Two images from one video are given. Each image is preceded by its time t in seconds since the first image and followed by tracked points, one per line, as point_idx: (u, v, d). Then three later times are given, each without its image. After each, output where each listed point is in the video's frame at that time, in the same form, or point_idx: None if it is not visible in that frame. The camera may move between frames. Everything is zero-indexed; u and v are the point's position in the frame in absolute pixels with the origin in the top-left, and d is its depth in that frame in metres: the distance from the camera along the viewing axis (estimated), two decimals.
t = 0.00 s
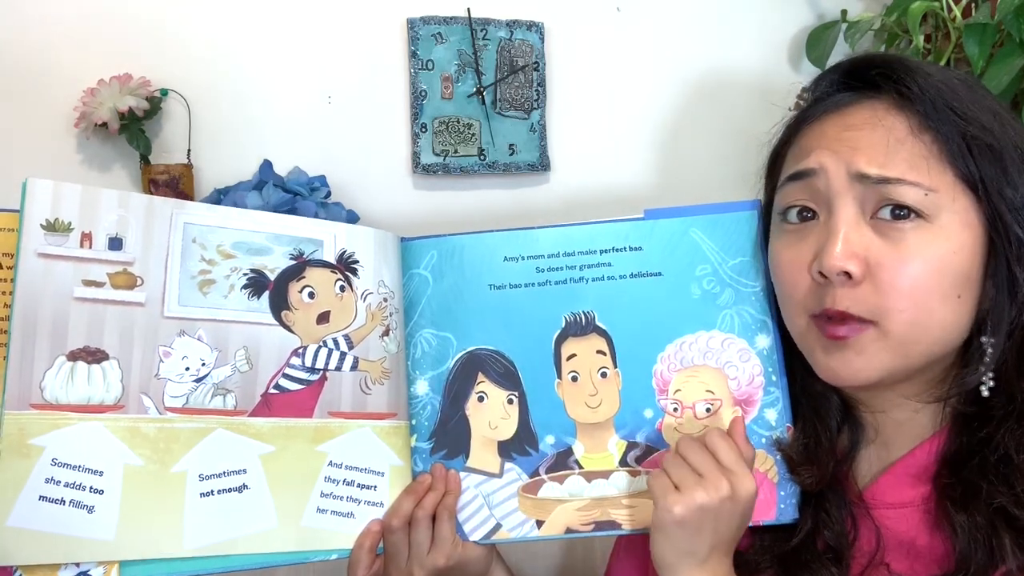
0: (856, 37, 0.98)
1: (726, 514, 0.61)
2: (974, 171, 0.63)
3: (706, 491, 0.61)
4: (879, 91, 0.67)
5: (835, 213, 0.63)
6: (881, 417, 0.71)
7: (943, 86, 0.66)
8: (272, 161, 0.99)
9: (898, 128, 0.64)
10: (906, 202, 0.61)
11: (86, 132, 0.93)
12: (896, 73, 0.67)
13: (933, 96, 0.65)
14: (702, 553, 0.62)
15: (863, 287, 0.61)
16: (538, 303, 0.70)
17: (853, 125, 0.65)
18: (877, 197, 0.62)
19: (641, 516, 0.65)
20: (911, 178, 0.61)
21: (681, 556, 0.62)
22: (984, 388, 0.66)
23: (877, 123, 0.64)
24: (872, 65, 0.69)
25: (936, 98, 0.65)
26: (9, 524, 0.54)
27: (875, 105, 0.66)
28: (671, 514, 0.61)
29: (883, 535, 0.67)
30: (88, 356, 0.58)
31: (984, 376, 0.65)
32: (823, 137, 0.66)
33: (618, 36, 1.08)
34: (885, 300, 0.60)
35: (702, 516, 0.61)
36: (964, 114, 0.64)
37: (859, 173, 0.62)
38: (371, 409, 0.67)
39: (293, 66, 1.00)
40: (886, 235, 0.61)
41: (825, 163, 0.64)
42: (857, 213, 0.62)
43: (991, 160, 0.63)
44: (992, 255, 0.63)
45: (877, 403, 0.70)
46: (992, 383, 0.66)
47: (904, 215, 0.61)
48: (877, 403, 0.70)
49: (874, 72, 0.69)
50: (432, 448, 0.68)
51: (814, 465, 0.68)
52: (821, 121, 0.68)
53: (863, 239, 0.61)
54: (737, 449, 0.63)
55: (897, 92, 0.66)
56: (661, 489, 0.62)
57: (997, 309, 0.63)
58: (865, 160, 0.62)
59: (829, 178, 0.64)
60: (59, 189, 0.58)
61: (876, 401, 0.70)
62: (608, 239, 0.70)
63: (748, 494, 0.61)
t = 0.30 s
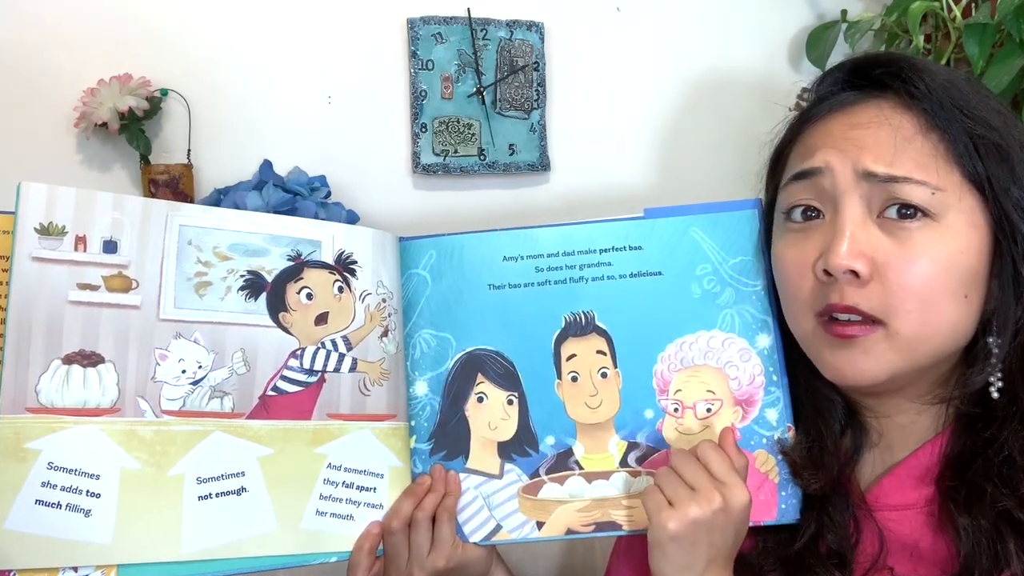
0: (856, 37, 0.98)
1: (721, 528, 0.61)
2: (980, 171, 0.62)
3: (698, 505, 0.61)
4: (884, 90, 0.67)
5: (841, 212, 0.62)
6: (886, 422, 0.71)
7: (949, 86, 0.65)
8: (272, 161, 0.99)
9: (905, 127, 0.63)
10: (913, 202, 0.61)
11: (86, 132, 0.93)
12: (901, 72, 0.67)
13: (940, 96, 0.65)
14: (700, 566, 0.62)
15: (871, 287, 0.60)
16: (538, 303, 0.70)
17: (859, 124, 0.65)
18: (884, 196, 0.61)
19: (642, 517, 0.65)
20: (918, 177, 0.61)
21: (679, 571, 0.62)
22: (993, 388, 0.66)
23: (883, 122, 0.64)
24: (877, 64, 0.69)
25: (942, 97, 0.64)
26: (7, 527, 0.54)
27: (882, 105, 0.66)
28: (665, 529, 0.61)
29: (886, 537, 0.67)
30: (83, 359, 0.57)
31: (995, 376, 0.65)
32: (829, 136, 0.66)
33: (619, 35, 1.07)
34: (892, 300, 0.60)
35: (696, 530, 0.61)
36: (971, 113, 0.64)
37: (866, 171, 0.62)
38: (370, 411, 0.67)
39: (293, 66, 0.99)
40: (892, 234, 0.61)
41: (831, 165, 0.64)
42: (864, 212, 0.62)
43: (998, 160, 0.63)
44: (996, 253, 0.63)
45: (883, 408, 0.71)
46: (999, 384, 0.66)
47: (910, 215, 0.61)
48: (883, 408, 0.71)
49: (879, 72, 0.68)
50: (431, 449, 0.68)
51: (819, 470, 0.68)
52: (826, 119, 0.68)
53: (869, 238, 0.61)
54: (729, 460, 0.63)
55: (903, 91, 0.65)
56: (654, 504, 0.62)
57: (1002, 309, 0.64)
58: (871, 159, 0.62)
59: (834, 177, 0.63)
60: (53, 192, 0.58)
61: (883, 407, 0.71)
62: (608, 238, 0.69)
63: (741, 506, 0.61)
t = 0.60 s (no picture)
0: (856, 37, 0.98)
1: (721, 529, 0.61)
2: (981, 172, 0.62)
3: (698, 506, 0.61)
4: (885, 90, 0.67)
5: (842, 213, 0.62)
6: (887, 422, 0.71)
7: (949, 87, 0.65)
8: (272, 161, 0.99)
9: (905, 128, 0.63)
10: (913, 202, 0.61)
11: (86, 132, 0.93)
12: (902, 72, 0.67)
13: (940, 96, 0.64)
14: (701, 569, 0.62)
15: (871, 288, 0.60)
16: (539, 302, 0.70)
17: (858, 124, 0.65)
18: (884, 197, 0.61)
19: (642, 518, 0.65)
20: (918, 178, 0.60)
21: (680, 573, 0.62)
22: (993, 388, 0.66)
23: (883, 123, 0.64)
24: (878, 64, 0.69)
25: (942, 97, 0.64)
26: (6, 528, 0.54)
27: (882, 104, 0.66)
28: (665, 532, 0.61)
29: (887, 538, 0.67)
30: (85, 358, 0.57)
31: (996, 376, 0.65)
32: (829, 137, 0.66)
33: (619, 36, 1.07)
34: (895, 301, 0.60)
35: (696, 532, 0.61)
36: (971, 113, 0.64)
37: (867, 172, 0.61)
38: (370, 411, 0.66)
39: (293, 66, 0.99)
40: (893, 235, 0.60)
41: (831, 164, 0.63)
42: (864, 213, 0.62)
43: (999, 161, 0.63)
44: (997, 254, 0.63)
45: (884, 408, 0.71)
46: (1000, 384, 0.66)
47: (910, 216, 0.61)
48: (884, 409, 0.71)
49: (879, 72, 0.68)
50: (431, 449, 0.68)
51: (821, 471, 0.68)
52: (826, 119, 0.68)
53: (869, 240, 0.61)
54: (730, 462, 0.63)
55: (903, 91, 0.65)
56: (653, 507, 0.62)
57: (1002, 310, 0.64)
58: (872, 160, 0.62)
59: (834, 177, 0.63)
60: (55, 189, 0.58)
61: (883, 407, 0.71)
62: (609, 238, 0.69)
63: (741, 508, 0.61)
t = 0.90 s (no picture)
0: (856, 37, 0.98)
1: (722, 532, 0.61)
2: (982, 172, 0.62)
3: (699, 509, 0.61)
4: (885, 92, 0.67)
5: (843, 214, 0.62)
6: (887, 423, 0.71)
7: (950, 87, 0.65)
8: (272, 161, 0.98)
9: (906, 129, 0.63)
10: (913, 203, 0.61)
11: (86, 132, 0.92)
12: (902, 73, 0.67)
13: (941, 96, 0.65)
14: (702, 571, 0.62)
15: (872, 289, 0.60)
16: (539, 303, 0.69)
17: (860, 125, 0.65)
18: (885, 198, 0.61)
19: (643, 518, 0.65)
20: (920, 179, 0.60)
21: None
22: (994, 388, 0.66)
23: (884, 123, 0.64)
24: (878, 65, 0.69)
25: (943, 98, 0.64)
26: (6, 529, 0.54)
27: (883, 105, 0.66)
28: (666, 535, 0.61)
29: (887, 538, 0.67)
30: (85, 358, 0.57)
31: (996, 377, 0.65)
32: (830, 138, 0.65)
33: (619, 36, 1.07)
34: (896, 302, 0.60)
35: (697, 535, 0.61)
36: (972, 114, 0.64)
37: (868, 172, 0.61)
38: (371, 411, 0.66)
39: (293, 66, 0.99)
40: (894, 236, 0.61)
41: (832, 165, 0.63)
42: (865, 214, 0.62)
43: (1000, 161, 0.64)
44: (999, 254, 0.63)
45: (884, 409, 0.71)
46: (1000, 384, 0.66)
47: (911, 217, 0.61)
48: (884, 409, 0.71)
49: (879, 73, 0.68)
50: (432, 450, 0.68)
51: (821, 472, 0.68)
52: (826, 120, 0.68)
53: (870, 241, 0.61)
54: (730, 463, 0.63)
55: (904, 93, 0.65)
56: (653, 509, 0.62)
57: (1003, 310, 0.64)
58: (873, 160, 0.62)
59: (836, 178, 0.63)
60: (56, 188, 0.57)
61: (883, 408, 0.71)
62: (610, 238, 0.69)
63: (742, 510, 0.61)
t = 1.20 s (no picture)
0: (856, 37, 0.97)
1: (723, 533, 0.61)
2: (983, 172, 0.62)
3: (701, 510, 0.61)
4: (886, 91, 0.67)
5: (843, 214, 0.62)
6: (887, 423, 0.71)
7: (951, 87, 0.65)
8: (272, 161, 0.99)
9: (907, 128, 0.63)
10: (914, 203, 0.60)
11: (86, 132, 0.93)
12: (903, 73, 0.67)
13: (942, 96, 0.64)
14: (703, 572, 0.62)
15: (873, 289, 0.60)
16: (539, 303, 0.69)
17: (860, 125, 0.64)
18: (886, 198, 0.61)
19: (643, 518, 0.65)
20: (921, 179, 0.60)
21: None
22: (995, 389, 0.65)
23: (886, 123, 0.63)
24: (879, 65, 0.69)
25: (944, 98, 0.64)
26: (5, 531, 0.54)
27: (883, 104, 0.65)
28: (667, 536, 0.61)
29: (887, 538, 0.67)
30: (83, 361, 0.57)
31: (996, 377, 0.65)
32: (831, 138, 0.65)
33: (619, 35, 1.07)
34: (893, 306, 0.59)
35: (698, 536, 0.61)
36: (973, 114, 0.64)
37: (869, 172, 0.61)
38: (370, 412, 0.66)
39: (293, 67, 0.99)
40: (894, 235, 0.60)
41: (833, 165, 0.63)
42: (866, 214, 0.62)
43: (1001, 161, 0.63)
44: (1000, 254, 0.63)
45: (884, 409, 0.70)
46: (1001, 384, 0.66)
47: (912, 217, 0.61)
48: (885, 410, 0.70)
49: (880, 73, 0.68)
50: (431, 450, 0.68)
51: (822, 471, 0.68)
52: (827, 120, 0.68)
53: (872, 241, 0.60)
54: (730, 464, 0.63)
55: (905, 93, 0.65)
56: (654, 511, 0.62)
57: (1004, 311, 0.63)
58: (874, 160, 0.61)
59: (836, 178, 0.63)
60: (53, 190, 0.57)
61: (884, 408, 0.70)
62: (609, 238, 0.69)
63: (743, 511, 0.61)
